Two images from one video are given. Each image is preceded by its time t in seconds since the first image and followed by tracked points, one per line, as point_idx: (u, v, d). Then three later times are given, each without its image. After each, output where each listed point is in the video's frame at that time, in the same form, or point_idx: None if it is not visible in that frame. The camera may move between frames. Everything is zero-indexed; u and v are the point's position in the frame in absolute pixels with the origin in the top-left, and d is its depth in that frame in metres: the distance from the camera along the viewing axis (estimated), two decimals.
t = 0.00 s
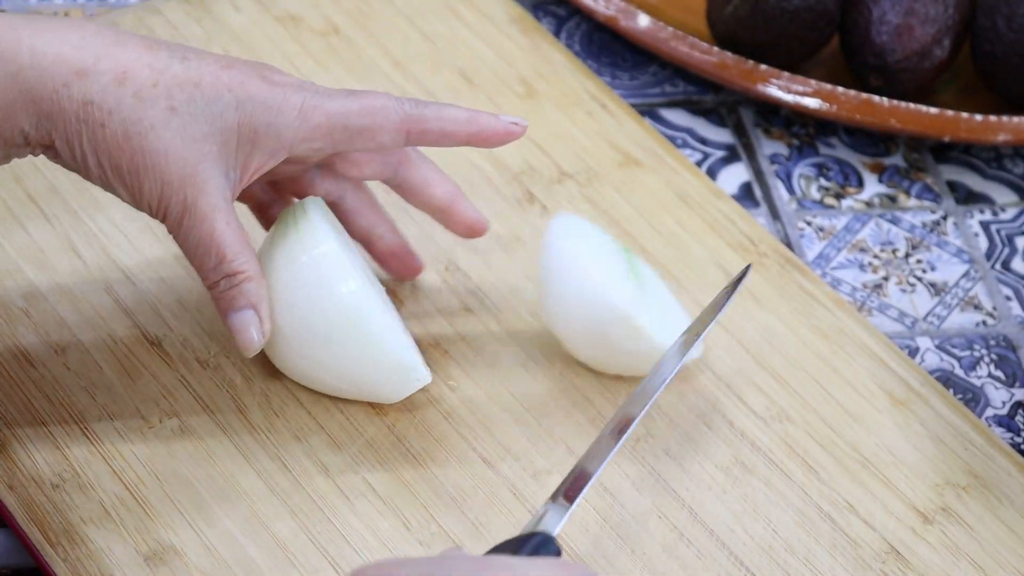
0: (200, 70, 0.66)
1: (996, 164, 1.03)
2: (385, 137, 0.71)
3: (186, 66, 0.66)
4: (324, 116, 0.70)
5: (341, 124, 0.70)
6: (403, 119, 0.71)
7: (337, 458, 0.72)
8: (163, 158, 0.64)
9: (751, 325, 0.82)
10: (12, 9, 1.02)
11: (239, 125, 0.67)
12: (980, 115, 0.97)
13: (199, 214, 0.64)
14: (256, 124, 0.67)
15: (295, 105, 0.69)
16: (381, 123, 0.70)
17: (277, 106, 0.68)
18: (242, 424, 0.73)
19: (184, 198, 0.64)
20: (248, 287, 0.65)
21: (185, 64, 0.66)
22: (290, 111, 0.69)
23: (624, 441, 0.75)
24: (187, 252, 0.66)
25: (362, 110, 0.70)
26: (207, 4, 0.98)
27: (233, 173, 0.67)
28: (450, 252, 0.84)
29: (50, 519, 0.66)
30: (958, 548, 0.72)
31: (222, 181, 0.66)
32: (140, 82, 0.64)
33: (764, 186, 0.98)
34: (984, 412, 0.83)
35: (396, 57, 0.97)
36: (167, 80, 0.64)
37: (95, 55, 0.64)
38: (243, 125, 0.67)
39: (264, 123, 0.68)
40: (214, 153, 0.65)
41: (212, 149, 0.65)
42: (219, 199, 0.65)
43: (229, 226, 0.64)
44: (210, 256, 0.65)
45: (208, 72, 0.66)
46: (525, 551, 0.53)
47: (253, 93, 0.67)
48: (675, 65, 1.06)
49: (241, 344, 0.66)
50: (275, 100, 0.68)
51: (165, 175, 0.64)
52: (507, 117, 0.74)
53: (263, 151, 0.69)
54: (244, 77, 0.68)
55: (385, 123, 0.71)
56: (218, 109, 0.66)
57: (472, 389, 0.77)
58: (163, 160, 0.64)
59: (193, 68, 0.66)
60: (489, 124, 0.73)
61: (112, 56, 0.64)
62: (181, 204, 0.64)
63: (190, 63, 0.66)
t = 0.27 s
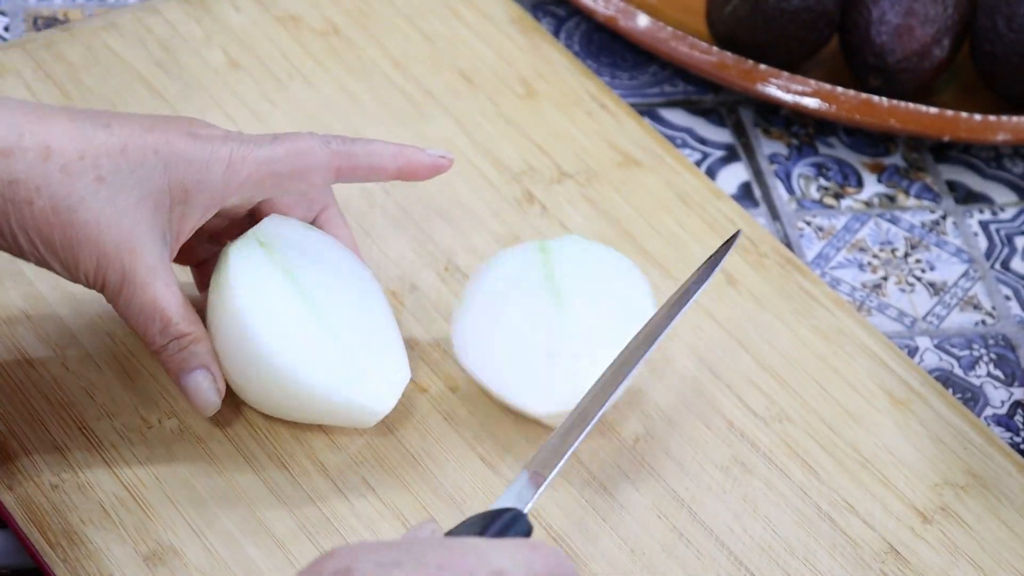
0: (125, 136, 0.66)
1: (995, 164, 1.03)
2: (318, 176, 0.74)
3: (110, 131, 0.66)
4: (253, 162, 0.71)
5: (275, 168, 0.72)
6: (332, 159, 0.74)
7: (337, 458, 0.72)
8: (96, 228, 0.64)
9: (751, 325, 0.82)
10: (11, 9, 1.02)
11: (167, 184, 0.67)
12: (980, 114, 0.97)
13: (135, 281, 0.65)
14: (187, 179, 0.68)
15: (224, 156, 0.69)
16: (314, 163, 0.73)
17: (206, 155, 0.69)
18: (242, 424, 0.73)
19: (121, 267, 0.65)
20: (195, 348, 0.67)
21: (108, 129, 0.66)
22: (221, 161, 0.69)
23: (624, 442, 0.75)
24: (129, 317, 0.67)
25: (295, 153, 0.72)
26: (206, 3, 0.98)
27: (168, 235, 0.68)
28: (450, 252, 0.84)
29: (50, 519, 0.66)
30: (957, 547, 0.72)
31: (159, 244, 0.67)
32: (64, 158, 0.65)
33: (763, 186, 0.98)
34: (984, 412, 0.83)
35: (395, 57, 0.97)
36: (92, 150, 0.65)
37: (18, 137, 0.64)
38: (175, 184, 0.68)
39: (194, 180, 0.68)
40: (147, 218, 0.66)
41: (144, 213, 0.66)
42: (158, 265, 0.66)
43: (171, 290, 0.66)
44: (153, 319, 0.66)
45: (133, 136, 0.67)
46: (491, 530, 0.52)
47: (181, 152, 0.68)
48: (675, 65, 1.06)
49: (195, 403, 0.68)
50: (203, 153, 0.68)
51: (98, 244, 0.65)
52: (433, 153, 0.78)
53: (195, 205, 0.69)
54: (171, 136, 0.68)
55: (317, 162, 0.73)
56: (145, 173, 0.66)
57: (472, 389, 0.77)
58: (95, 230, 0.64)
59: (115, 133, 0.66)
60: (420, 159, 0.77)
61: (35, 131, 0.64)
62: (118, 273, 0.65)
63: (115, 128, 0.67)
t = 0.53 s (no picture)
0: (113, 179, 0.66)
1: (996, 164, 1.03)
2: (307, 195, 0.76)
3: (96, 178, 0.66)
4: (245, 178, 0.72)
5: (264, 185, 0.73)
6: (322, 171, 0.76)
7: (337, 457, 0.72)
8: (111, 271, 0.63)
9: (751, 325, 0.82)
10: (11, 8, 1.02)
11: (168, 211, 0.67)
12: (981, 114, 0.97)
13: (164, 313, 0.63)
14: (185, 205, 0.68)
15: (220, 179, 0.70)
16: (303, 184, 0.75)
17: (198, 181, 0.69)
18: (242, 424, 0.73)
19: (145, 304, 0.63)
20: (242, 368, 0.65)
21: (93, 179, 0.66)
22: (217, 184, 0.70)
23: (624, 442, 0.75)
24: (168, 357, 0.65)
25: (285, 169, 0.74)
26: (206, 3, 0.98)
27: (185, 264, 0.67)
28: (450, 252, 0.84)
29: (50, 519, 0.66)
30: (958, 548, 0.72)
31: (177, 275, 0.65)
32: (61, 215, 0.63)
33: (764, 186, 0.98)
34: (984, 412, 0.83)
35: (395, 57, 0.97)
36: (86, 201, 0.64)
37: (6, 209, 0.63)
38: (174, 212, 0.67)
39: (190, 208, 0.68)
40: (159, 249, 0.65)
41: (155, 246, 0.65)
42: (179, 296, 0.64)
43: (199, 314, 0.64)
44: (191, 348, 0.64)
45: (120, 178, 0.66)
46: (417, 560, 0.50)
47: (173, 181, 0.67)
48: (675, 65, 1.06)
49: (260, 423, 0.66)
50: (195, 177, 0.69)
51: (118, 286, 0.63)
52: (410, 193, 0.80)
53: (199, 233, 0.68)
54: (156, 169, 0.68)
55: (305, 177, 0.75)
56: (143, 205, 0.65)
57: (472, 388, 0.77)
58: (113, 274, 0.63)
59: (102, 178, 0.66)
60: (399, 196, 0.79)
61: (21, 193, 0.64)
62: (144, 310, 0.63)
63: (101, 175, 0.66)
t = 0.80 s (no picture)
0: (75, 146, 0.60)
1: (997, 164, 1.03)
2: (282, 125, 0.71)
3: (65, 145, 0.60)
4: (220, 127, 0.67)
5: (233, 130, 0.67)
6: (302, 108, 0.71)
7: (338, 457, 0.72)
8: (91, 258, 0.61)
9: (752, 325, 0.82)
10: (12, 8, 1.02)
11: (143, 178, 0.63)
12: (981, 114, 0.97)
13: (147, 283, 0.63)
14: (161, 170, 0.64)
15: (185, 140, 0.65)
16: (288, 130, 0.71)
17: (172, 142, 0.64)
18: (243, 424, 0.73)
19: (127, 280, 0.62)
20: (219, 309, 0.66)
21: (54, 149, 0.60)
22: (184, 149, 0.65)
23: (625, 442, 0.75)
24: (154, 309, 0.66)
25: (266, 106, 0.69)
26: (207, 3, 0.98)
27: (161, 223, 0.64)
28: (451, 252, 0.84)
29: (50, 519, 0.66)
30: (959, 548, 0.72)
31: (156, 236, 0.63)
32: (35, 200, 0.59)
33: (765, 186, 0.98)
34: (985, 413, 0.83)
35: (396, 57, 0.97)
36: (57, 184, 0.60)
37: None
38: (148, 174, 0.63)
39: (164, 165, 0.64)
40: (136, 220, 0.63)
41: (135, 215, 0.63)
42: (164, 260, 0.63)
43: (182, 275, 0.63)
44: (176, 304, 0.64)
45: (95, 147, 0.61)
46: None
47: (142, 134, 0.63)
48: (676, 65, 1.06)
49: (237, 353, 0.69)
50: (171, 142, 0.64)
51: (99, 266, 0.61)
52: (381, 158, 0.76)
53: (176, 189, 0.66)
54: (127, 117, 0.62)
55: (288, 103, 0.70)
56: (120, 181, 0.62)
57: (473, 388, 0.77)
58: (93, 260, 0.61)
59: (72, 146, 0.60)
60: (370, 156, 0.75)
61: None
62: (127, 284, 0.62)
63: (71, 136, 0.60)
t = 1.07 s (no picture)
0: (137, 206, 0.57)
1: (998, 164, 1.03)
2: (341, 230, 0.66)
3: (224, 208, 0.58)
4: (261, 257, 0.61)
5: (276, 264, 0.61)
6: (332, 284, 0.63)
7: (338, 457, 0.72)
8: (98, 276, 0.61)
9: (752, 325, 0.82)
10: (14, 8, 1.02)
11: (177, 252, 0.60)
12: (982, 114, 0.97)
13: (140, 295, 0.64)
14: (200, 256, 0.61)
15: (228, 237, 0.59)
16: (321, 278, 0.62)
17: (216, 245, 0.59)
18: (244, 424, 0.73)
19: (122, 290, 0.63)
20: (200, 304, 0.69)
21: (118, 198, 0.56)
22: (227, 247, 0.60)
23: (626, 442, 0.75)
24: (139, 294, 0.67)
25: (300, 258, 0.61)
26: (208, 3, 0.98)
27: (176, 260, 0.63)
28: (452, 252, 0.84)
29: (51, 519, 0.66)
30: (959, 548, 0.72)
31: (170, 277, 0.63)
32: (70, 232, 0.57)
33: (766, 186, 0.98)
34: (986, 413, 0.83)
35: (397, 56, 0.97)
36: (98, 229, 0.57)
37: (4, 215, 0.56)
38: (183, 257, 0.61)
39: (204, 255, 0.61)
40: (152, 265, 0.61)
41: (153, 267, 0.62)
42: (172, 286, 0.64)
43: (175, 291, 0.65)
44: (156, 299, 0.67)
45: (147, 213, 0.57)
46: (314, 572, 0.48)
47: (195, 224, 0.58)
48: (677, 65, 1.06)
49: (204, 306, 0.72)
50: (215, 239, 0.59)
51: (101, 280, 0.62)
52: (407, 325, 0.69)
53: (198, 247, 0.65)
54: (193, 197, 0.58)
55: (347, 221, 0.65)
56: (153, 245, 0.59)
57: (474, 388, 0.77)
58: (99, 277, 0.61)
59: (231, 211, 0.59)
60: (395, 331, 0.67)
61: (39, 202, 0.55)
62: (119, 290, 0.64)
63: (132, 187, 0.56)
